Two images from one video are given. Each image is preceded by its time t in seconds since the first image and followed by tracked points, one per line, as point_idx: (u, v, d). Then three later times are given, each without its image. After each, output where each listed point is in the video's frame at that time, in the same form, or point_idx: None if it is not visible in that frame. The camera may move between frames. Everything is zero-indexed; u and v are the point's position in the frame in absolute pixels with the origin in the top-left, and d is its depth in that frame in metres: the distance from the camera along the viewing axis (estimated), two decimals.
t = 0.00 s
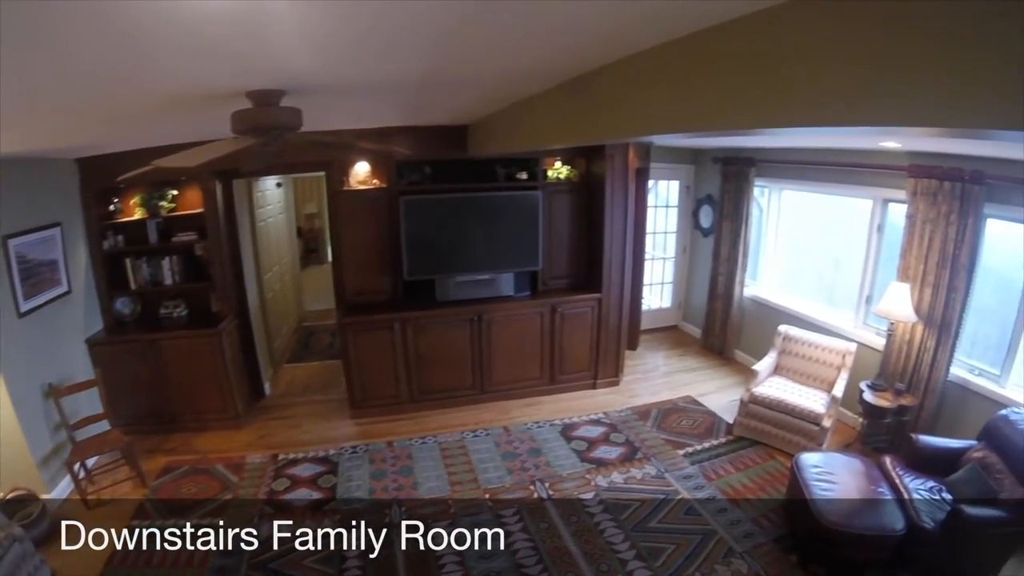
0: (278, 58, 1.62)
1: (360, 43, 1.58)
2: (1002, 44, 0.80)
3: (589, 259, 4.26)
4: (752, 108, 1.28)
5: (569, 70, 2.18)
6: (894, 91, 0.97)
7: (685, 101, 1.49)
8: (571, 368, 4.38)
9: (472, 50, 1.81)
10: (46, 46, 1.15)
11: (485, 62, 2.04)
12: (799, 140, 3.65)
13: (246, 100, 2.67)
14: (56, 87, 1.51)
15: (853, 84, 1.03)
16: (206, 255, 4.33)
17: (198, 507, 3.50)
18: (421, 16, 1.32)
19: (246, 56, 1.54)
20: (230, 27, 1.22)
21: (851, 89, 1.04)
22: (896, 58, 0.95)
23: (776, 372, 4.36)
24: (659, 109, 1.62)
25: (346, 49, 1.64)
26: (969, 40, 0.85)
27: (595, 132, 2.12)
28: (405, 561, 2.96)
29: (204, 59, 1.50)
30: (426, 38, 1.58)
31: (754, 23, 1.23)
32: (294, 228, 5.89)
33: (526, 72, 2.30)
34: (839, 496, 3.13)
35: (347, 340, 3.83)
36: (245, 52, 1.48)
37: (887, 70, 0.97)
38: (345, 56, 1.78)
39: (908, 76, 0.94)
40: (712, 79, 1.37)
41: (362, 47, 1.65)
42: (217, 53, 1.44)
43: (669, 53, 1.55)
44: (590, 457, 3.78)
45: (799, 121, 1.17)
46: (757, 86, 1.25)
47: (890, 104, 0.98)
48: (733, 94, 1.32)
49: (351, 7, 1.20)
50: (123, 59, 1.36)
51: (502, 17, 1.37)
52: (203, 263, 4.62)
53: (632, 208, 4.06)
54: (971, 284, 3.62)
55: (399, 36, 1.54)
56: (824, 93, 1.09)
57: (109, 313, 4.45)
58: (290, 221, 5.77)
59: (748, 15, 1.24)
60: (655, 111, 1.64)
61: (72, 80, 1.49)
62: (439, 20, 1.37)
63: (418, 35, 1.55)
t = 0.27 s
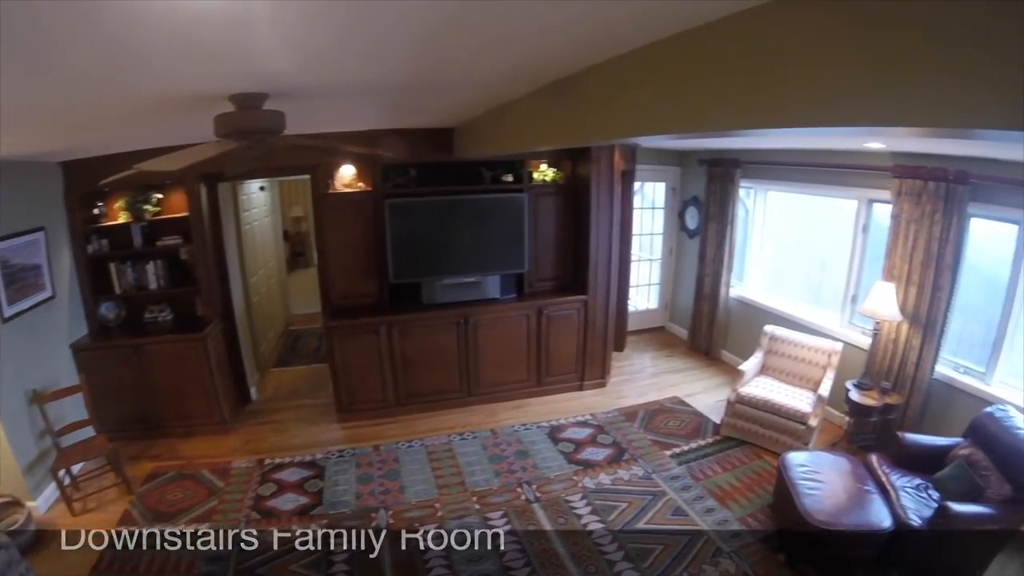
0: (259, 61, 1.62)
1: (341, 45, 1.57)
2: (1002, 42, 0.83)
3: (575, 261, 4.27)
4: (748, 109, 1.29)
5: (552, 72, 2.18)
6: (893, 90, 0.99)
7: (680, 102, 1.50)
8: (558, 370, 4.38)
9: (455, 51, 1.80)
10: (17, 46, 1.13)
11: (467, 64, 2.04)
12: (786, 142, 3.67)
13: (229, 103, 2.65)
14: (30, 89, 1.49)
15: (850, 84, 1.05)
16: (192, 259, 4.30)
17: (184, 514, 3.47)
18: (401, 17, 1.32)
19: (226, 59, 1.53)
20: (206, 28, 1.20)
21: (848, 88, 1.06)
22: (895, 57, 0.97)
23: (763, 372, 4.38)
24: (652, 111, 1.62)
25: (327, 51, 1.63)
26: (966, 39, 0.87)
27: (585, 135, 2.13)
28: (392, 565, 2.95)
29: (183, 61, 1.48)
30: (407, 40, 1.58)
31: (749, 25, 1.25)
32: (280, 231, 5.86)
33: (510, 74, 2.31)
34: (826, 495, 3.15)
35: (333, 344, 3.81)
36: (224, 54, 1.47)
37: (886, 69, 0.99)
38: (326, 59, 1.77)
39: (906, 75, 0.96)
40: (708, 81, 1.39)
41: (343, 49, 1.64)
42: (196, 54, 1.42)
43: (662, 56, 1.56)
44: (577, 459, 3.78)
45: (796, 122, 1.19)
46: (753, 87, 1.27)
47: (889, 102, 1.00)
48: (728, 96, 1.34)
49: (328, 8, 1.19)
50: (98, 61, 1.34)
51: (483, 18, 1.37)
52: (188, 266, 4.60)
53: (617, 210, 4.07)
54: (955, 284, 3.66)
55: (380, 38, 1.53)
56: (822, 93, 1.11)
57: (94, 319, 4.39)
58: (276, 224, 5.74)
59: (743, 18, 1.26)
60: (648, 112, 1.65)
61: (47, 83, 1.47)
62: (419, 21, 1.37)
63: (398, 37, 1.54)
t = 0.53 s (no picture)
0: (240, 62, 1.60)
1: (318, 45, 1.54)
2: (992, 47, 0.79)
3: (560, 261, 4.28)
4: (735, 111, 1.26)
5: (535, 72, 2.18)
6: (883, 96, 0.94)
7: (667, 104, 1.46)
8: (544, 371, 4.39)
9: (437, 52, 1.79)
10: None
11: (450, 65, 2.03)
12: (771, 145, 3.68)
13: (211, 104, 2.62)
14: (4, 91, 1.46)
15: (837, 88, 1.02)
16: (175, 260, 4.26)
17: (169, 517, 3.43)
18: (378, 18, 1.30)
19: (201, 61, 1.51)
20: (182, 30, 1.19)
21: (837, 94, 1.02)
22: (882, 61, 0.93)
23: (748, 371, 4.40)
24: (639, 112, 1.59)
25: (305, 53, 1.61)
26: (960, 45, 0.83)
27: (574, 134, 2.09)
28: (378, 567, 2.93)
29: (161, 63, 1.46)
30: (386, 40, 1.56)
31: (736, 28, 1.21)
32: (265, 232, 5.82)
33: (492, 76, 2.30)
34: (811, 494, 3.18)
35: (318, 346, 3.79)
36: (200, 56, 1.45)
37: (872, 74, 0.95)
38: (307, 59, 1.76)
39: (896, 81, 0.92)
40: (694, 82, 1.35)
41: (322, 50, 1.63)
42: (170, 56, 1.40)
43: (649, 57, 1.52)
44: (563, 460, 3.78)
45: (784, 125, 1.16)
46: (738, 90, 1.23)
47: (877, 108, 0.96)
48: (714, 99, 1.30)
49: (305, 10, 1.17)
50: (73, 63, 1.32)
51: (462, 18, 1.35)
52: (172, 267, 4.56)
53: (602, 211, 4.08)
54: (938, 284, 3.69)
55: (358, 38, 1.51)
56: (808, 98, 1.08)
57: (77, 321, 4.32)
58: (261, 225, 5.70)
59: (726, 19, 1.22)
60: (635, 114, 1.61)
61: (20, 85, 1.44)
62: (398, 22, 1.36)
63: (377, 37, 1.52)
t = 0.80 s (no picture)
0: (223, 59, 1.58)
1: (301, 44, 1.53)
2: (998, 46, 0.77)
3: (546, 261, 4.28)
4: (728, 110, 1.23)
5: (521, 71, 2.18)
6: (885, 97, 0.92)
7: (660, 103, 1.44)
8: (530, 370, 4.39)
9: (421, 52, 1.78)
10: None
11: (435, 64, 2.03)
12: (759, 146, 3.68)
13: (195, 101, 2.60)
14: None
15: (835, 89, 1.00)
16: (160, 260, 4.22)
17: (155, 518, 3.40)
18: (361, 15, 1.29)
19: (183, 59, 1.49)
20: (161, 26, 1.17)
21: (836, 94, 1.00)
22: (884, 61, 0.91)
23: (734, 371, 4.42)
24: (631, 110, 1.56)
25: (287, 52, 1.60)
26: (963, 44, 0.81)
27: (562, 134, 2.09)
28: (364, 568, 2.92)
29: (142, 59, 1.44)
30: (369, 39, 1.55)
31: (728, 28, 1.18)
32: (251, 231, 5.78)
33: (476, 75, 2.30)
34: (796, 493, 3.19)
35: (303, 346, 3.77)
36: (182, 53, 1.43)
37: (874, 74, 0.93)
38: (291, 58, 1.74)
39: (899, 81, 0.90)
40: (687, 82, 1.32)
41: (304, 49, 1.61)
42: (150, 54, 1.38)
43: (639, 54, 1.49)
44: (549, 459, 3.78)
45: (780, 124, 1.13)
46: (732, 89, 1.20)
47: (879, 110, 0.94)
48: (706, 100, 1.28)
49: (287, 6, 1.16)
50: (52, 58, 1.30)
51: (445, 17, 1.35)
52: (157, 266, 4.52)
53: (589, 210, 4.09)
54: (923, 284, 3.71)
55: (341, 37, 1.50)
56: (806, 98, 1.05)
57: (62, 320, 4.26)
58: (246, 224, 5.66)
59: (715, 17, 1.21)
60: (627, 113, 1.58)
61: None
62: (381, 20, 1.35)
63: (361, 36, 1.51)
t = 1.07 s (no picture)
0: (204, 57, 1.57)
1: (281, 41, 1.52)
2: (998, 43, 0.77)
3: (530, 260, 4.28)
4: (719, 104, 1.22)
5: (503, 68, 2.17)
6: (882, 92, 0.92)
7: (651, 98, 1.43)
8: (515, 369, 4.39)
9: (401, 49, 1.77)
10: None
11: (416, 62, 2.02)
12: (743, 145, 3.68)
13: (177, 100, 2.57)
14: None
15: (830, 84, 0.99)
16: (143, 260, 4.17)
17: (140, 521, 3.36)
18: (340, 12, 1.28)
19: (161, 56, 1.48)
20: (137, 22, 1.16)
21: (831, 89, 0.99)
22: (881, 56, 0.91)
23: (718, 368, 4.43)
24: (620, 105, 1.55)
25: (266, 49, 1.59)
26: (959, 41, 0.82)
27: (545, 132, 2.10)
28: (349, 568, 2.90)
29: (118, 57, 1.43)
30: (347, 36, 1.54)
31: (721, 24, 1.18)
32: (235, 231, 5.74)
33: (458, 73, 2.30)
34: (780, 489, 3.20)
35: (287, 346, 3.74)
36: (160, 50, 1.42)
37: (870, 70, 0.93)
38: (272, 57, 1.73)
39: (896, 77, 0.90)
40: (678, 78, 1.32)
41: (284, 47, 1.60)
42: (127, 50, 1.37)
43: (629, 50, 1.48)
44: (534, 458, 3.78)
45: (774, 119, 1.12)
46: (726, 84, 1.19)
47: (854, 108, 0.97)
48: (700, 96, 1.27)
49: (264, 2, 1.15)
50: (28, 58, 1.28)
51: (425, 13, 1.34)
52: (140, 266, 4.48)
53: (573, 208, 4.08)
54: (906, 280, 3.74)
55: (320, 34, 1.49)
56: (801, 92, 1.04)
57: (43, 322, 4.19)
58: (230, 224, 5.62)
59: (700, 12, 1.22)
60: (615, 108, 1.57)
61: None
62: (361, 17, 1.34)
63: (341, 33, 1.50)
